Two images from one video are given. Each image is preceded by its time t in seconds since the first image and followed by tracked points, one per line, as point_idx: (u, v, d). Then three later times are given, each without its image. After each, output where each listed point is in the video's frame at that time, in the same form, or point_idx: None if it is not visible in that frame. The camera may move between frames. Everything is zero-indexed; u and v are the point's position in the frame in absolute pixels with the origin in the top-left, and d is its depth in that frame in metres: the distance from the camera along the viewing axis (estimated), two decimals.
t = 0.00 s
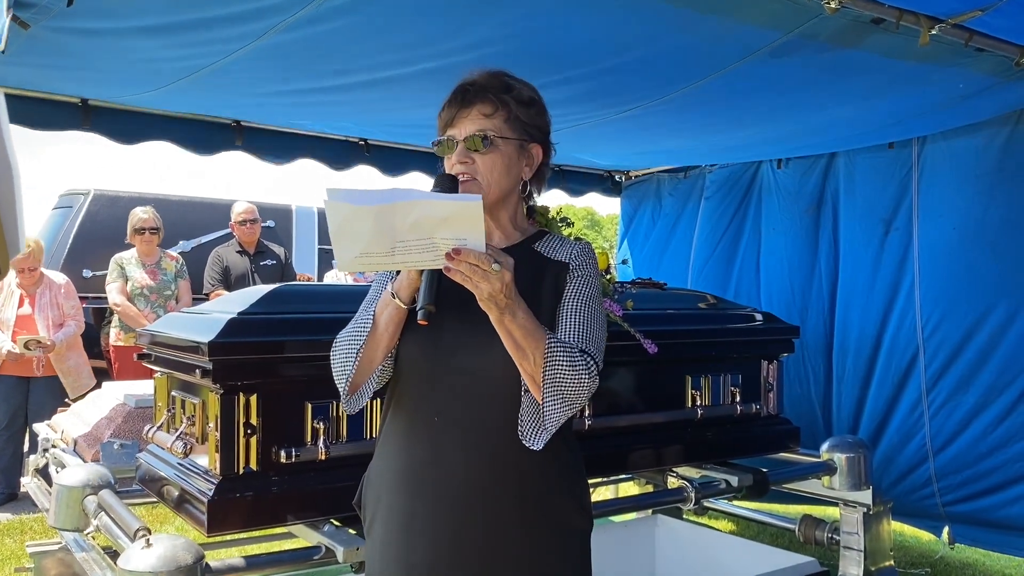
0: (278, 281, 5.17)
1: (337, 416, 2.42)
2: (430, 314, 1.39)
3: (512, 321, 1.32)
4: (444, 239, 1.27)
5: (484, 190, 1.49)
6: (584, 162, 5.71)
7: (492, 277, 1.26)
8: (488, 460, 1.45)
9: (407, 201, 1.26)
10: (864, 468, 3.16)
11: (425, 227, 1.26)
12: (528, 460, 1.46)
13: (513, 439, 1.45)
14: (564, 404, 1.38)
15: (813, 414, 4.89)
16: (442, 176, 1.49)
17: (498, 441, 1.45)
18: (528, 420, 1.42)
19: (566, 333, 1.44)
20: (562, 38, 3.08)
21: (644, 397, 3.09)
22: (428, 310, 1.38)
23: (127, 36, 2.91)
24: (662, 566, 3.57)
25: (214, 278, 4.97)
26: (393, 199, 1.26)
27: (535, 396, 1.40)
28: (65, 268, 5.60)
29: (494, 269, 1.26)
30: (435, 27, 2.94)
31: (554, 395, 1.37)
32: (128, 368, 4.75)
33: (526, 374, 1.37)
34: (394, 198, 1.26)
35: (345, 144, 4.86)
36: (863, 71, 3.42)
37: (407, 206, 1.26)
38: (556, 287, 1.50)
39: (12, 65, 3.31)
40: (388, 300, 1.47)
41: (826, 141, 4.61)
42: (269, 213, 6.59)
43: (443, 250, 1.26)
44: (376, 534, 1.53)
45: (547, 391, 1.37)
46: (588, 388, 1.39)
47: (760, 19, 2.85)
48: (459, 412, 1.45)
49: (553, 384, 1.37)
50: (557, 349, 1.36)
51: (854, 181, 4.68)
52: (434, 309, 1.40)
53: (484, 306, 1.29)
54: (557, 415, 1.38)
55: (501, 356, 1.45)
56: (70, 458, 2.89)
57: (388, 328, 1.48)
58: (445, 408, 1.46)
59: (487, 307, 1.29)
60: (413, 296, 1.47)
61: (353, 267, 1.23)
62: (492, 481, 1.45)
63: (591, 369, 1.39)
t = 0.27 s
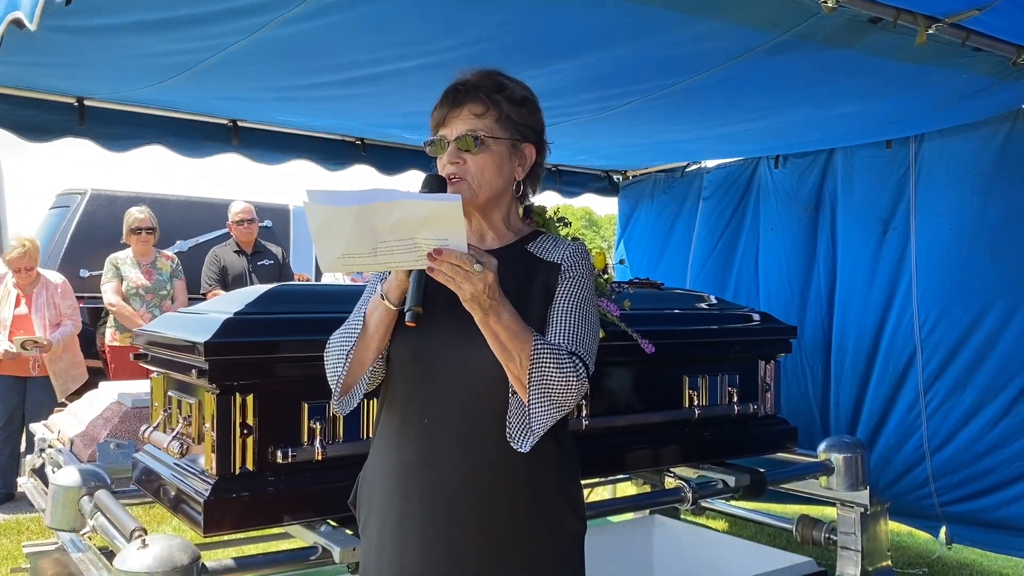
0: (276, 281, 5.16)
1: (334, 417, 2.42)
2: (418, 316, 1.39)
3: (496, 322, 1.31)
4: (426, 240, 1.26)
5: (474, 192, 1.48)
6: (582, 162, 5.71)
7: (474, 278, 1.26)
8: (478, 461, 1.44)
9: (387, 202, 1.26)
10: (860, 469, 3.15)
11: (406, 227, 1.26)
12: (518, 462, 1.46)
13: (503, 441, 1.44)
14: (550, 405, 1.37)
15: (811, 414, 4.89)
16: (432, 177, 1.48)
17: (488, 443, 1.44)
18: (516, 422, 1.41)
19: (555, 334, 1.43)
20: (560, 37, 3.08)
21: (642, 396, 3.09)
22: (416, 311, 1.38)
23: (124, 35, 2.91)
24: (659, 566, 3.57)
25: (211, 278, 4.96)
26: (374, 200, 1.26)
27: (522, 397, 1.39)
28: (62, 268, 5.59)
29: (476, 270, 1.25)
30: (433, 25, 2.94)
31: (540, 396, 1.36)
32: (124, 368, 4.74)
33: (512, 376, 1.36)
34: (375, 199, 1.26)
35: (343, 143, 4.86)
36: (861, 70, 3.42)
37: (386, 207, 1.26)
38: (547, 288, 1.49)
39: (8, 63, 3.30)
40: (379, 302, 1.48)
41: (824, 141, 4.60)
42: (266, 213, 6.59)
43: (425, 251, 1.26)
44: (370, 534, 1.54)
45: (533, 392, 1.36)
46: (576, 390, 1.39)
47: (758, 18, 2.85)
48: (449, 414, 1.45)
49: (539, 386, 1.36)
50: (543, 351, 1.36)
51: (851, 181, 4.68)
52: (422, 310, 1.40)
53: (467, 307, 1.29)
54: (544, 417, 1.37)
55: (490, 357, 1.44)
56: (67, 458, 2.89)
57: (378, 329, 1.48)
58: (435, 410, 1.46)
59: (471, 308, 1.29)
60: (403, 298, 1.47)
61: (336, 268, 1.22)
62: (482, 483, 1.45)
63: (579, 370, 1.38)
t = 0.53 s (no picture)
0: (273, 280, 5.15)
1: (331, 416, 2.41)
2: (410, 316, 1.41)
3: (484, 320, 1.31)
4: (412, 237, 1.26)
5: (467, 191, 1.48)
6: (580, 161, 5.70)
7: (460, 276, 1.26)
8: (469, 461, 1.44)
9: (371, 198, 1.26)
10: (859, 468, 3.15)
11: (392, 224, 1.26)
12: (510, 462, 1.45)
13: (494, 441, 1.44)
14: (539, 404, 1.37)
15: (808, 414, 4.89)
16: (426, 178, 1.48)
17: (479, 442, 1.44)
18: (506, 421, 1.41)
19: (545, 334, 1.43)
20: (558, 37, 3.07)
21: (639, 396, 3.09)
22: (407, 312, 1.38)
23: (121, 33, 2.90)
24: (657, 566, 3.57)
25: (209, 278, 4.95)
26: (359, 196, 1.26)
27: (512, 396, 1.39)
28: (60, 267, 5.58)
29: (462, 267, 1.25)
30: (431, 25, 2.93)
31: (529, 395, 1.36)
32: (122, 368, 4.73)
33: (501, 375, 1.36)
34: (360, 196, 1.26)
35: (341, 143, 4.85)
36: (859, 70, 3.42)
37: (371, 204, 1.26)
38: (538, 287, 1.49)
39: (5, 62, 3.29)
40: (371, 302, 1.48)
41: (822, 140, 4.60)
42: (264, 212, 6.58)
43: (411, 248, 1.25)
44: (364, 534, 1.54)
45: (522, 391, 1.35)
46: (566, 390, 1.38)
47: (756, 18, 2.84)
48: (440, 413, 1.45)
49: (527, 384, 1.35)
50: (532, 349, 1.35)
51: (849, 181, 4.68)
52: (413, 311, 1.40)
53: (455, 305, 1.29)
54: (533, 415, 1.37)
55: (481, 356, 1.44)
56: (63, 458, 2.88)
57: (371, 329, 1.48)
58: (427, 410, 1.46)
59: (459, 306, 1.29)
60: (395, 298, 1.47)
61: (322, 264, 1.22)
62: (474, 483, 1.44)
63: (569, 369, 1.38)
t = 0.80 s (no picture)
0: (271, 280, 5.15)
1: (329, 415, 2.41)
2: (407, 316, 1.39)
3: (481, 318, 1.31)
4: (407, 234, 1.26)
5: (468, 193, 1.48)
6: (578, 161, 5.70)
7: (457, 274, 1.25)
8: (466, 461, 1.44)
9: (367, 195, 1.26)
10: (857, 468, 3.15)
11: (387, 221, 1.26)
12: (507, 461, 1.45)
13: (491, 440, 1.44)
14: (536, 402, 1.36)
15: (806, 413, 4.89)
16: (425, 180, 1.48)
17: (476, 441, 1.44)
18: (503, 419, 1.41)
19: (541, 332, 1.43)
20: (557, 35, 3.07)
21: (638, 396, 3.09)
22: (405, 312, 1.37)
23: (119, 31, 2.90)
24: (655, 566, 3.57)
25: (206, 277, 4.95)
26: (355, 193, 1.26)
27: (508, 394, 1.39)
28: (57, 266, 5.57)
29: (458, 265, 1.25)
30: (430, 22, 2.93)
31: (526, 393, 1.35)
32: (121, 368, 4.72)
33: (498, 373, 1.35)
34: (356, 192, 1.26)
35: (339, 141, 4.85)
36: (858, 68, 3.42)
37: (366, 201, 1.26)
38: (533, 286, 1.49)
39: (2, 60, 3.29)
40: (368, 303, 1.46)
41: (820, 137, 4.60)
42: (262, 212, 6.57)
43: (407, 245, 1.25)
44: (360, 535, 1.53)
45: (518, 389, 1.35)
46: (564, 387, 1.38)
47: (754, 16, 2.85)
48: (437, 412, 1.45)
49: (524, 382, 1.35)
50: (528, 348, 1.35)
51: (847, 180, 4.68)
52: (411, 311, 1.39)
53: (451, 303, 1.29)
54: (529, 413, 1.36)
55: (477, 355, 1.43)
56: (60, 457, 2.88)
57: (367, 330, 1.46)
58: (424, 409, 1.45)
59: (455, 304, 1.29)
60: (392, 299, 1.45)
61: (317, 262, 1.22)
62: (471, 482, 1.44)
63: (566, 367, 1.38)
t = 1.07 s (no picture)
0: (269, 279, 5.15)
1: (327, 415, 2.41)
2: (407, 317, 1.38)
3: (482, 320, 1.31)
4: (410, 237, 1.25)
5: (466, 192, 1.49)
6: (576, 160, 5.70)
7: (460, 275, 1.25)
8: (465, 462, 1.44)
9: (370, 198, 1.25)
10: (855, 467, 3.15)
11: (390, 224, 1.25)
12: (506, 461, 1.45)
13: (490, 441, 1.44)
14: (537, 404, 1.37)
15: (804, 412, 4.90)
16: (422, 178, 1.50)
17: (474, 442, 1.44)
18: (503, 420, 1.41)
19: (540, 332, 1.43)
20: (555, 34, 3.07)
21: (637, 395, 3.09)
22: (405, 313, 1.36)
23: (116, 30, 2.90)
24: (653, 565, 3.57)
25: (204, 276, 4.94)
26: (358, 196, 1.25)
27: (508, 395, 1.39)
28: (55, 265, 5.56)
29: (462, 267, 1.25)
30: (428, 21, 2.93)
31: (527, 394, 1.35)
32: (120, 367, 4.71)
33: (499, 374, 1.35)
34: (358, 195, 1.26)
35: (337, 140, 4.84)
36: (856, 67, 3.42)
37: (369, 204, 1.25)
38: (531, 285, 1.48)
39: None
40: (364, 303, 1.46)
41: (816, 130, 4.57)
42: (260, 211, 6.56)
43: (409, 248, 1.25)
44: (356, 535, 1.52)
45: (520, 390, 1.35)
46: (564, 387, 1.38)
47: (753, 15, 2.84)
48: (435, 414, 1.44)
49: (525, 384, 1.35)
50: (529, 348, 1.35)
51: (845, 179, 4.68)
52: (410, 311, 1.39)
53: (453, 304, 1.28)
54: (530, 415, 1.36)
55: (476, 356, 1.43)
56: (58, 457, 2.87)
57: (364, 330, 1.46)
58: (422, 410, 1.45)
59: (457, 305, 1.28)
60: (390, 298, 1.45)
61: (318, 266, 1.21)
62: (470, 484, 1.44)
63: (566, 367, 1.38)
